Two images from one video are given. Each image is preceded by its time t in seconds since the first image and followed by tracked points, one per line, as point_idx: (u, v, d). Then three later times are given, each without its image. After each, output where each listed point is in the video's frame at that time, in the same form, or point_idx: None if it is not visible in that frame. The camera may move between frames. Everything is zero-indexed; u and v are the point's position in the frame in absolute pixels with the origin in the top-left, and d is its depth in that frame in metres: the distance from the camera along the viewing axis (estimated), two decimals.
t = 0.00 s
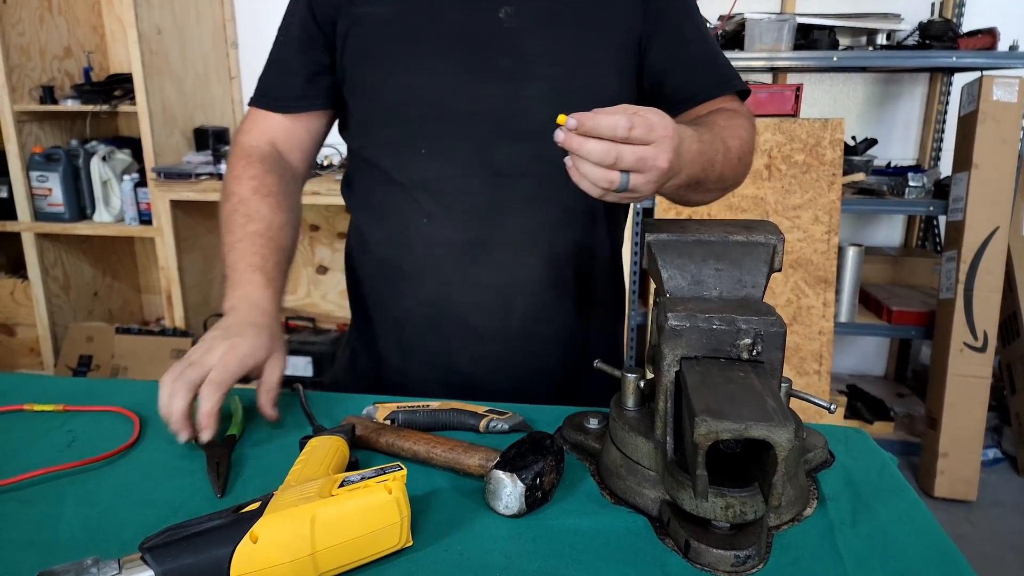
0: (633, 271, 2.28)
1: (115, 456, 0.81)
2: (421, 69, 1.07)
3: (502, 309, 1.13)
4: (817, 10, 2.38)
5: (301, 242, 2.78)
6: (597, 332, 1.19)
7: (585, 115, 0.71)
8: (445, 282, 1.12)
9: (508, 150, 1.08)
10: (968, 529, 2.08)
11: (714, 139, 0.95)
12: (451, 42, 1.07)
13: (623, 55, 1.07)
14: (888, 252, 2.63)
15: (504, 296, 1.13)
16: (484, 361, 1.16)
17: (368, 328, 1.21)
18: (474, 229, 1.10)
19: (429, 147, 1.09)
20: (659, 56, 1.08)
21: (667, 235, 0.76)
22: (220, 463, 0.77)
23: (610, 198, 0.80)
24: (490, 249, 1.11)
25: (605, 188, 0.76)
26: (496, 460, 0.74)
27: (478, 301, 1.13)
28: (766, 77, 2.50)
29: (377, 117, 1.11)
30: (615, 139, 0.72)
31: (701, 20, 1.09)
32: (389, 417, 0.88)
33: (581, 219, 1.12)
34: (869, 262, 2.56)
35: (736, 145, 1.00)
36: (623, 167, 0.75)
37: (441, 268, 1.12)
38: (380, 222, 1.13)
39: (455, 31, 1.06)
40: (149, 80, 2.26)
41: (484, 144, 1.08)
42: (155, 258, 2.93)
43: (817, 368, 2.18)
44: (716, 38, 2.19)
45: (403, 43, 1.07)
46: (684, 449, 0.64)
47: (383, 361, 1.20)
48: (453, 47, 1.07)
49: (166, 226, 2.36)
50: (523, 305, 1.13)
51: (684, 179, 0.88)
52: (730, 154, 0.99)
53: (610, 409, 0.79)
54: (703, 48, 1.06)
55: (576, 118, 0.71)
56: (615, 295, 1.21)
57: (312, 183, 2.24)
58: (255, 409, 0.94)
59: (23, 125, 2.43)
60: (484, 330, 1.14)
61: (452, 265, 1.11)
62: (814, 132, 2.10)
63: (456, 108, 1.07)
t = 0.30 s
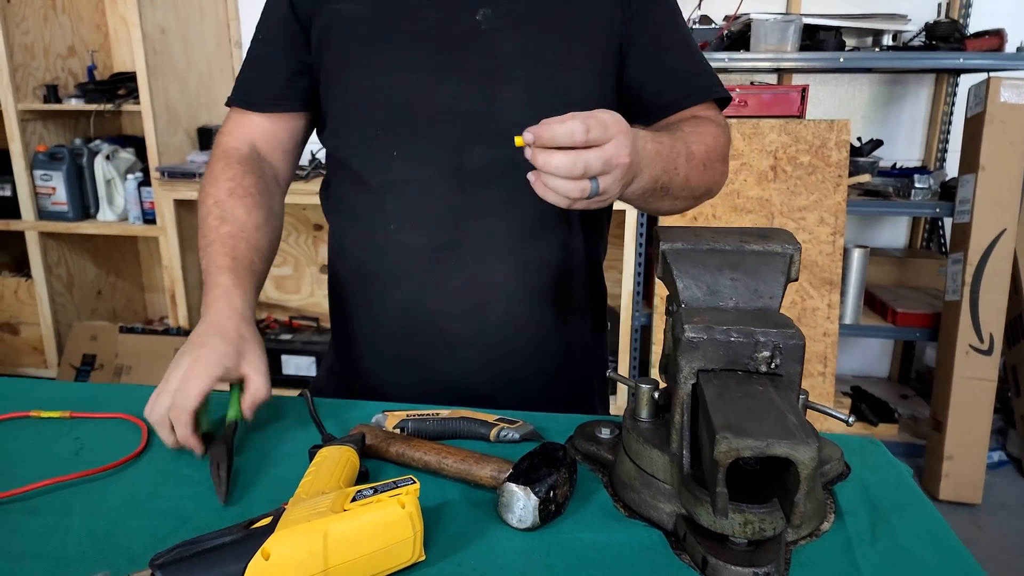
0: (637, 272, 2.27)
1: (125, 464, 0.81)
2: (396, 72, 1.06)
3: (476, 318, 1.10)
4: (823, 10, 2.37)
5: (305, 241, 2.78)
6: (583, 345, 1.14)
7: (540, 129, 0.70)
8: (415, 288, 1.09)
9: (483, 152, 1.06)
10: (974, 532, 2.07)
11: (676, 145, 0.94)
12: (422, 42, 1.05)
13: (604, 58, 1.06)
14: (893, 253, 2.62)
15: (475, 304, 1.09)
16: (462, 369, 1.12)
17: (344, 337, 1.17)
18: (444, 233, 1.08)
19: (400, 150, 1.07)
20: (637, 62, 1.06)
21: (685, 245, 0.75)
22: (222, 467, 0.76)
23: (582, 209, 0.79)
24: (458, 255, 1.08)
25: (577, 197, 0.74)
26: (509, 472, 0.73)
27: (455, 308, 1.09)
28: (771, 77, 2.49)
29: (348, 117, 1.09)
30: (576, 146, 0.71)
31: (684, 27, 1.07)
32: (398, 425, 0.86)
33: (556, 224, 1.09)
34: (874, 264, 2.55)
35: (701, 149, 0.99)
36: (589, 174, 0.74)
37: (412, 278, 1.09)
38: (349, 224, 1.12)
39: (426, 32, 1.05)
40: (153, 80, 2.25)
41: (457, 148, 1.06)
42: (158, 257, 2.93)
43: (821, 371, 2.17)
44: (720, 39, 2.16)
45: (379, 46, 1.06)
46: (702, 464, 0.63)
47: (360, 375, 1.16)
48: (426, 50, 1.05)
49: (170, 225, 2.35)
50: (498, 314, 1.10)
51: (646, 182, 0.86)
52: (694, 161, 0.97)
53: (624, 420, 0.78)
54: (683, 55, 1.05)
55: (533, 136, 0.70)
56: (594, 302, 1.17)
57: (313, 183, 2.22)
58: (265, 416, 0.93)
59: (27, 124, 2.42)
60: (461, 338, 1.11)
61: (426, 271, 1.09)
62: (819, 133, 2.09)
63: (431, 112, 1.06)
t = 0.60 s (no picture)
0: (643, 272, 2.25)
1: (127, 475, 0.79)
2: (384, 71, 1.03)
3: (468, 324, 1.07)
4: (833, 7, 2.34)
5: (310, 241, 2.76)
6: (577, 353, 1.12)
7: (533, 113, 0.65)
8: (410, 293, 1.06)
9: (475, 155, 1.03)
10: (986, 535, 2.04)
11: (675, 144, 0.92)
12: (409, 41, 1.02)
13: (600, 59, 1.03)
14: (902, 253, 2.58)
15: (468, 309, 1.06)
16: (456, 377, 1.09)
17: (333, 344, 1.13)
18: (434, 237, 1.05)
19: (389, 151, 1.04)
20: (633, 65, 1.05)
21: (705, 251, 0.73)
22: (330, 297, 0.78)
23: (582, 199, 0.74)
24: (450, 258, 1.05)
25: (578, 182, 0.69)
26: (523, 486, 0.71)
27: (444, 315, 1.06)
28: (779, 76, 2.46)
29: (336, 118, 1.06)
30: (573, 128, 0.67)
31: (680, 29, 1.05)
32: (408, 434, 0.85)
33: (548, 226, 1.05)
34: (883, 264, 2.52)
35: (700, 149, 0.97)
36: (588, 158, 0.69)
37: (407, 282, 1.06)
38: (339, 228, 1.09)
39: (414, 31, 1.02)
40: (158, 80, 2.23)
41: (448, 150, 1.03)
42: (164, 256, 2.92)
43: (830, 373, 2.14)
44: (728, 37, 2.13)
45: (366, 45, 1.03)
46: (725, 481, 0.61)
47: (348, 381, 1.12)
48: (415, 49, 1.02)
49: (175, 225, 2.34)
50: (490, 323, 1.06)
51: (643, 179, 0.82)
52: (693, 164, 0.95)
53: (640, 431, 0.76)
54: (677, 59, 1.03)
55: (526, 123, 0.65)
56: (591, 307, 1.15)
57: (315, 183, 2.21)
58: (271, 423, 0.92)
59: (33, 124, 2.42)
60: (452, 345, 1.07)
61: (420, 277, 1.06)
62: (828, 132, 2.06)
63: (420, 113, 1.03)
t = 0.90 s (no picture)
0: (652, 275, 2.20)
1: (117, 500, 0.75)
2: (387, 72, 0.98)
3: (467, 340, 1.02)
4: (845, 6, 2.29)
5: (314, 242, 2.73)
6: (584, 367, 1.07)
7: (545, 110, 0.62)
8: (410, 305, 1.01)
9: (481, 162, 0.99)
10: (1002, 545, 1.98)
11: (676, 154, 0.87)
12: (415, 42, 0.98)
13: (611, 63, 0.99)
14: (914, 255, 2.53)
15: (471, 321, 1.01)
16: (458, 393, 1.03)
17: (328, 356, 1.07)
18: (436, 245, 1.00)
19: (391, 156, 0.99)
20: (646, 71, 1.01)
21: (726, 266, 0.69)
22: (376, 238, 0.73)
23: (588, 203, 0.71)
24: (452, 268, 1.00)
25: (587, 187, 0.66)
26: (534, 517, 0.67)
27: (445, 328, 1.01)
28: (790, 75, 2.41)
29: (337, 123, 1.02)
30: (585, 129, 0.63)
31: (694, 36, 1.01)
32: (411, 456, 0.81)
33: (556, 235, 1.01)
34: (895, 267, 2.46)
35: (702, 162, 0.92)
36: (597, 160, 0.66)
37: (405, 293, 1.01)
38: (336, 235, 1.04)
39: (421, 32, 0.98)
40: (161, 79, 2.20)
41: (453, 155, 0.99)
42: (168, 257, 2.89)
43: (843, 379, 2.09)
44: (739, 36, 2.08)
45: (368, 45, 0.99)
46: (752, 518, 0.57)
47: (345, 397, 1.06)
48: (419, 50, 0.98)
49: (179, 227, 2.32)
50: (493, 335, 1.01)
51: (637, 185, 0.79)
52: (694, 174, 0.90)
53: (657, 456, 0.72)
54: (691, 67, 0.99)
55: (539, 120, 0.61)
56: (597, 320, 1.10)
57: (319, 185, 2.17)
58: (269, 441, 0.88)
59: (36, 123, 2.39)
60: (451, 358, 1.02)
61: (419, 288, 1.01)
62: (841, 133, 2.00)
63: (423, 117, 0.98)
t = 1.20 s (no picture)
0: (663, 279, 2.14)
1: (101, 534, 0.71)
2: (398, 79, 0.93)
3: (476, 360, 0.97)
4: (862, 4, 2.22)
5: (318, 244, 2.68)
6: (599, 387, 1.02)
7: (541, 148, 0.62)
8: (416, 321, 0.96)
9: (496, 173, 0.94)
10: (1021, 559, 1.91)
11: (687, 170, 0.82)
12: (428, 46, 0.92)
13: (633, 69, 0.94)
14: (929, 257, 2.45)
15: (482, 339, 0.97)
16: (467, 415, 0.98)
17: (328, 374, 1.03)
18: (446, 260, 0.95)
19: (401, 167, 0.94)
20: (669, 79, 0.95)
21: (754, 291, 0.63)
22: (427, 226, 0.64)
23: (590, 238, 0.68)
24: (461, 284, 0.95)
25: (585, 223, 0.64)
26: (545, 562, 0.61)
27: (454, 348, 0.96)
28: (804, 74, 2.35)
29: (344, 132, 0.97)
30: (583, 166, 0.62)
31: (720, 42, 0.95)
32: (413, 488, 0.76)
33: (572, 249, 0.96)
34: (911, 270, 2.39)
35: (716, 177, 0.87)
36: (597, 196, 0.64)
37: (413, 309, 0.95)
38: (339, 247, 0.98)
39: (435, 35, 0.93)
40: (163, 79, 2.16)
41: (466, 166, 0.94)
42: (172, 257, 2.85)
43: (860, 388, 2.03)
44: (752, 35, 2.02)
45: (378, 50, 0.94)
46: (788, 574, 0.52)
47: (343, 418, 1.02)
48: (431, 55, 0.93)
49: (181, 228, 2.27)
50: (504, 355, 0.96)
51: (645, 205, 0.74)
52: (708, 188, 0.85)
53: (678, 493, 0.67)
54: (715, 77, 0.94)
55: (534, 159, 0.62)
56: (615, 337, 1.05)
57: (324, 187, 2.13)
58: (264, 466, 0.83)
59: (38, 123, 2.35)
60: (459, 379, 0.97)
61: (425, 304, 0.95)
62: (858, 134, 1.93)
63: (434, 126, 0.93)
